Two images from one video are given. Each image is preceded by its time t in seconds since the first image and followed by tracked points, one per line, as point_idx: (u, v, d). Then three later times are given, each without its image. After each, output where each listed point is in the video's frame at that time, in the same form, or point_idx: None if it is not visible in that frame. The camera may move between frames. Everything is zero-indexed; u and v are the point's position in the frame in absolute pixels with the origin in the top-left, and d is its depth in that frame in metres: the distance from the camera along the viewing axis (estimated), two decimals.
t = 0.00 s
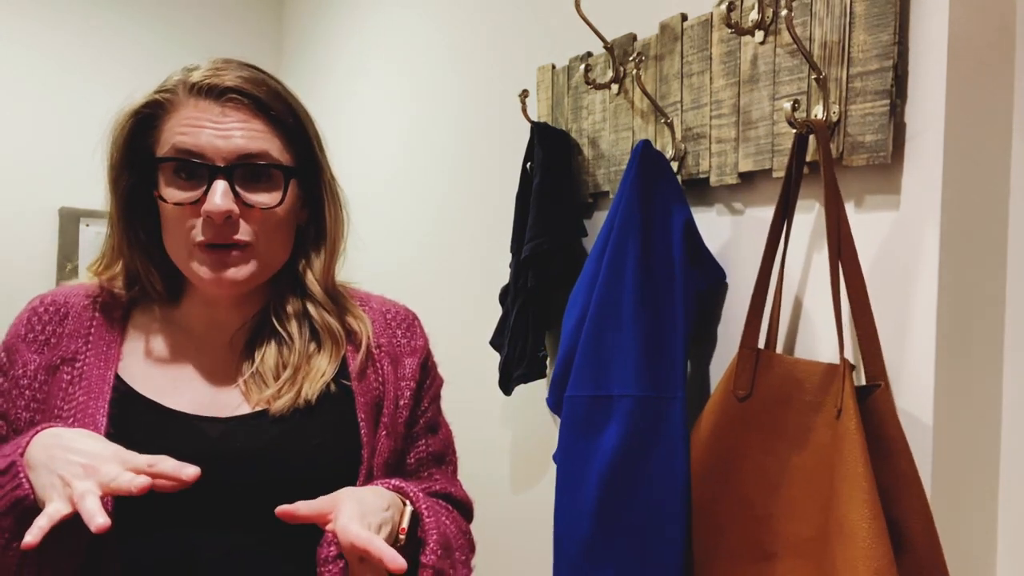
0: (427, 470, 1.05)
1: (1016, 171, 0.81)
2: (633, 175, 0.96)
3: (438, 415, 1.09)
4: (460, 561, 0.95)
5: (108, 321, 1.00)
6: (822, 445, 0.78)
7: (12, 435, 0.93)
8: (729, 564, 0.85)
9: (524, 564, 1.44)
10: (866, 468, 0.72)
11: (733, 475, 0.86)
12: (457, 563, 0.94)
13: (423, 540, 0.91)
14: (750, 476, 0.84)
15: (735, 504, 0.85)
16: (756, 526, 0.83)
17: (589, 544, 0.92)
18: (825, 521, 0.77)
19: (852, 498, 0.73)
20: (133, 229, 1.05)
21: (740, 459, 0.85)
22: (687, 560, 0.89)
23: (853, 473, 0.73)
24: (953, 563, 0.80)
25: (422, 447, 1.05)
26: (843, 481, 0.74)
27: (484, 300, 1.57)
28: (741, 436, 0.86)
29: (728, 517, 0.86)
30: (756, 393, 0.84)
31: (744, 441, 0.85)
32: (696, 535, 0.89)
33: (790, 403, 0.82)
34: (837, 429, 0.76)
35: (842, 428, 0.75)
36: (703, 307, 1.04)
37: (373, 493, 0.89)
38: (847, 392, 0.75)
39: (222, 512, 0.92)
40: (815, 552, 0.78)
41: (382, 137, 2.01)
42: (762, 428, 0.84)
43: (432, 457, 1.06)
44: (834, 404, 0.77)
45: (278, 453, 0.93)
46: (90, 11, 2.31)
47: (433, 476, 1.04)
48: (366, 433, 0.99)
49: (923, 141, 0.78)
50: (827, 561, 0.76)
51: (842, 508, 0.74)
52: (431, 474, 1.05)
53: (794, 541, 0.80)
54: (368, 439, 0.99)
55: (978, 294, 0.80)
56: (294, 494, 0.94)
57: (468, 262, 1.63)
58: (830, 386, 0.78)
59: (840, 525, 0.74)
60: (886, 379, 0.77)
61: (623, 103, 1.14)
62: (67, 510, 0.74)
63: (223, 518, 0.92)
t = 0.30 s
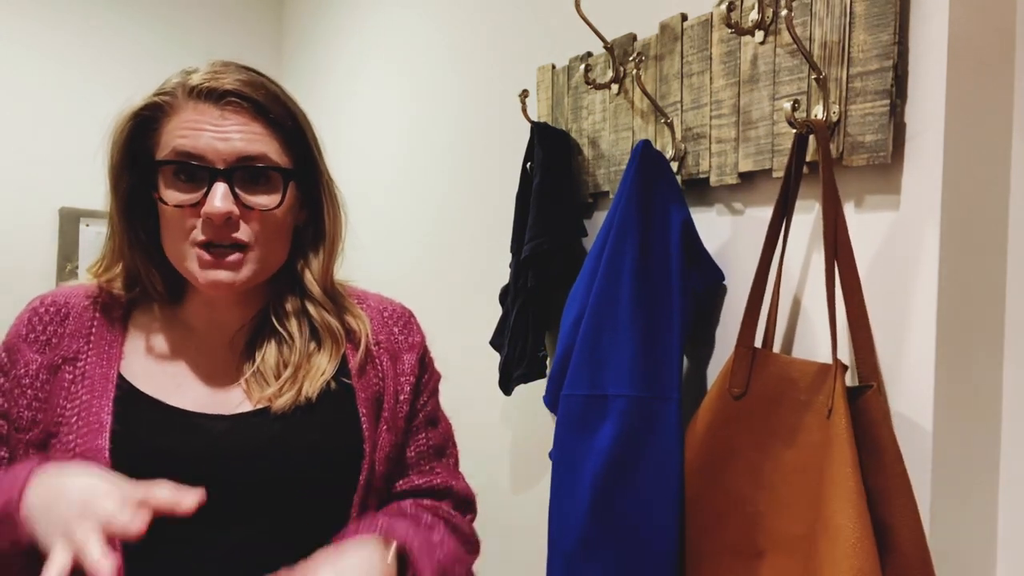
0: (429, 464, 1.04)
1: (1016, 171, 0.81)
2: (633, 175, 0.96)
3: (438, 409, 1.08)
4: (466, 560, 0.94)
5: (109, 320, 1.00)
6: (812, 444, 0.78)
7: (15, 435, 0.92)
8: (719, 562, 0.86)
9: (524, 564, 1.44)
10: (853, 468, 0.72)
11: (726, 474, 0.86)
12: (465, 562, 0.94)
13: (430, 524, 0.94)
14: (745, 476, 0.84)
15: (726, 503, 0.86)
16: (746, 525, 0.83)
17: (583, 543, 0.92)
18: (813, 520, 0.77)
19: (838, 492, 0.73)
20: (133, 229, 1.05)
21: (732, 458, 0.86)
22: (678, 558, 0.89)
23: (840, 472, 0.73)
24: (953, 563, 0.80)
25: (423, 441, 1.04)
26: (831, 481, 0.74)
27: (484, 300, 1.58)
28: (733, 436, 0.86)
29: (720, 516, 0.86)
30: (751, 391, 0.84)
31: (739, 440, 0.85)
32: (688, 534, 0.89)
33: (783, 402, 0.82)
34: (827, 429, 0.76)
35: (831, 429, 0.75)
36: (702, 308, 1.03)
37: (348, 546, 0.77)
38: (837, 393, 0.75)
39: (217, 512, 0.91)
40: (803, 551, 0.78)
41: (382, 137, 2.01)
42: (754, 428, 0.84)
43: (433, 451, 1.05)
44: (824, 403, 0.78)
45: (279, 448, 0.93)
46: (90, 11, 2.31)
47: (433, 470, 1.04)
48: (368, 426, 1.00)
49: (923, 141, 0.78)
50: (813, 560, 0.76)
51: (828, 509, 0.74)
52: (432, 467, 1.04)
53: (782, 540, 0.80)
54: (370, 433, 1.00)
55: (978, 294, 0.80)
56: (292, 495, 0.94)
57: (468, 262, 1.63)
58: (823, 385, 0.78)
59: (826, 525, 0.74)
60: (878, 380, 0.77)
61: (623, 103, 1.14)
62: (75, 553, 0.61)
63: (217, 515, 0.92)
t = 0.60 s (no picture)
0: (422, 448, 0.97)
1: (1016, 172, 0.81)
2: (634, 176, 0.96)
3: (433, 399, 1.05)
4: (441, 544, 0.80)
5: (107, 316, 1.00)
6: (817, 445, 0.78)
7: (12, 428, 0.91)
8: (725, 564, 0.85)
9: (524, 564, 1.44)
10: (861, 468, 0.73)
11: (730, 475, 0.86)
12: (435, 547, 0.79)
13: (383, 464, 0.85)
14: (747, 476, 0.84)
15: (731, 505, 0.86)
16: (751, 526, 0.83)
17: (587, 544, 0.92)
18: (818, 521, 0.78)
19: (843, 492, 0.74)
20: (133, 229, 1.04)
21: (737, 459, 0.85)
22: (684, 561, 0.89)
23: (847, 473, 0.74)
24: (953, 564, 0.80)
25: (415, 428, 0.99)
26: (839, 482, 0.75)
27: (484, 299, 1.57)
28: (736, 437, 0.86)
29: (725, 517, 0.86)
30: (755, 392, 0.84)
31: (743, 441, 0.85)
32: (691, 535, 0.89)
33: (787, 403, 0.82)
34: (833, 429, 0.76)
35: (837, 429, 0.76)
36: (703, 308, 1.03)
37: None
38: (842, 391, 0.75)
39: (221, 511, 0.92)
40: (808, 552, 0.78)
41: (382, 137, 2.01)
42: (758, 428, 0.84)
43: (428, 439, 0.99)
44: (828, 404, 0.78)
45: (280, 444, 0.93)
46: (90, 12, 2.31)
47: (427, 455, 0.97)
48: (359, 414, 0.98)
49: (924, 141, 0.78)
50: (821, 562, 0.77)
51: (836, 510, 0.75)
52: (425, 453, 0.97)
53: (787, 542, 0.80)
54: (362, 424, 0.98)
55: (978, 294, 0.80)
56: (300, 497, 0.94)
57: (468, 263, 1.63)
58: (826, 386, 0.78)
59: (834, 526, 0.75)
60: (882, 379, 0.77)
61: (623, 103, 1.14)
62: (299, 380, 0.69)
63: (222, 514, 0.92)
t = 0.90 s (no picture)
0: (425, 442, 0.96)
1: (1016, 172, 0.81)
2: (636, 178, 0.96)
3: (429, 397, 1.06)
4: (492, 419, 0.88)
5: (103, 315, 1.00)
6: (825, 445, 0.78)
7: (6, 427, 0.91)
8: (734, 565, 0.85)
9: (524, 564, 1.44)
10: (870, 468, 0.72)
11: (737, 476, 0.86)
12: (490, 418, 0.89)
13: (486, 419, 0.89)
14: (754, 476, 0.85)
15: (738, 505, 0.86)
16: (759, 527, 0.83)
17: (592, 546, 0.91)
18: (828, 522, 0.77)
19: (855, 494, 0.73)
20: (128, 226, 1.04)
21: (744, 459, 0.86)
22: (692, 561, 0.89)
23: (858, 474, 0.73)
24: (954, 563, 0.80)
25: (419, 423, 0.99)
26: (848, 483, 0.74)
27: (484, 299, 1.58)
28: (742, 437, 0.86)
29: (734, 518, 0.86)
30: (759, 392, 0.85)
31: (748, 441, 0.86)
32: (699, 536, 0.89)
33: (792, 403, 0.82)
34: (841, 430, 0.76)
35: (845, 430, 0.75)
36: (705, 310, 1.03)
37: None
38: (851, 390, 0.75)
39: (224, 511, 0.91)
40: (818, 552, 0.78)
41: (382, 136, 2.01)
42: (764, 428, 0.84)
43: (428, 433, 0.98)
44: (836, 404, 0.78)
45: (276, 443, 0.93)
46: (90, 11, 2.31)
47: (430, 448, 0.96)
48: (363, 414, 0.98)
49: (924, 141, 0.78)
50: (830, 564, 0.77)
51: (845, 510, 0.74)
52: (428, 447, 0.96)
53: (797, 542, 0.80)
54: (364, 416, 0.98)
55: (978, 294, 0.80)
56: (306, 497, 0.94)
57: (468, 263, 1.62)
58: (833, 387, 0.78)
59: (844, 527, 0.74)
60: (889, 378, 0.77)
61: (623, 103, 1.14)
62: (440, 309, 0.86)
63: (224, 513, 0.92)
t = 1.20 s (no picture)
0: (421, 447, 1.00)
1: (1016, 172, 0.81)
2: (636, 177, 0.96)
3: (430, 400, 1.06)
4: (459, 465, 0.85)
5: (106, 313, 1.01)
6: (824, 445, 0.78)
7: (8, 423, 0.93)
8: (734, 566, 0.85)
9: (524, 564, 1.44)
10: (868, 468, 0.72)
11: (736, 476, 0.86)
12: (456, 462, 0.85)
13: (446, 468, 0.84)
14: (753, 476, 0.84)
15: (737, 505, 0.85)
16: (759, 527, 0.83)
17: (591, 545, 0.91)
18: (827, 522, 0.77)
19: (855, 492, 0.73)
20: (133, 225, 1.05)
21: (743, 459, 0.86)
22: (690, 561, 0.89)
23: (856, 473, 0.73)
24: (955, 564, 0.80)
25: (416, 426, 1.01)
26: (847, 482, 0.74)
27: (484, 300, 1.58)
28: (741, 438, 0.86)
29: (733, 519, 0.86)
30: (758, 393, 0.85)
31: (747, 441, 0.85)
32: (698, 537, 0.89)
33: (791, 403, 0.82)
34: (840, 430, 0.76)
35: (845, 430, 0.75)
36: (705, 309, 1.03)
37: None
38: (850, 391, 0.75)
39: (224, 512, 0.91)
40: (817, 552, 0.78)
41: (382, 137, 2.01)
42: (763, 428, 0.84)
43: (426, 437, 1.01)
44: (835, 404, 0.78)
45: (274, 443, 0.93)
46: (90, 12, 2.31)
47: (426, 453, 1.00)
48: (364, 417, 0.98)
49: (924, 141, 0.78)
50: (829, 564, 0.76)
51: (845, 510, 0.74)
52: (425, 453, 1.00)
53: (796, 542, 0.80)
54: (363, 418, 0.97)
55: (978, 294, 0.80)
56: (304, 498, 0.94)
57: (468, 264, 1.62)
58: (833, 387, 0.78)
59: (843, 527, 0.74)
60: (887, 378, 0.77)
61: (623, 102, 1.14)
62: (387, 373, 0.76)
63: (223, 513, 0.92)
